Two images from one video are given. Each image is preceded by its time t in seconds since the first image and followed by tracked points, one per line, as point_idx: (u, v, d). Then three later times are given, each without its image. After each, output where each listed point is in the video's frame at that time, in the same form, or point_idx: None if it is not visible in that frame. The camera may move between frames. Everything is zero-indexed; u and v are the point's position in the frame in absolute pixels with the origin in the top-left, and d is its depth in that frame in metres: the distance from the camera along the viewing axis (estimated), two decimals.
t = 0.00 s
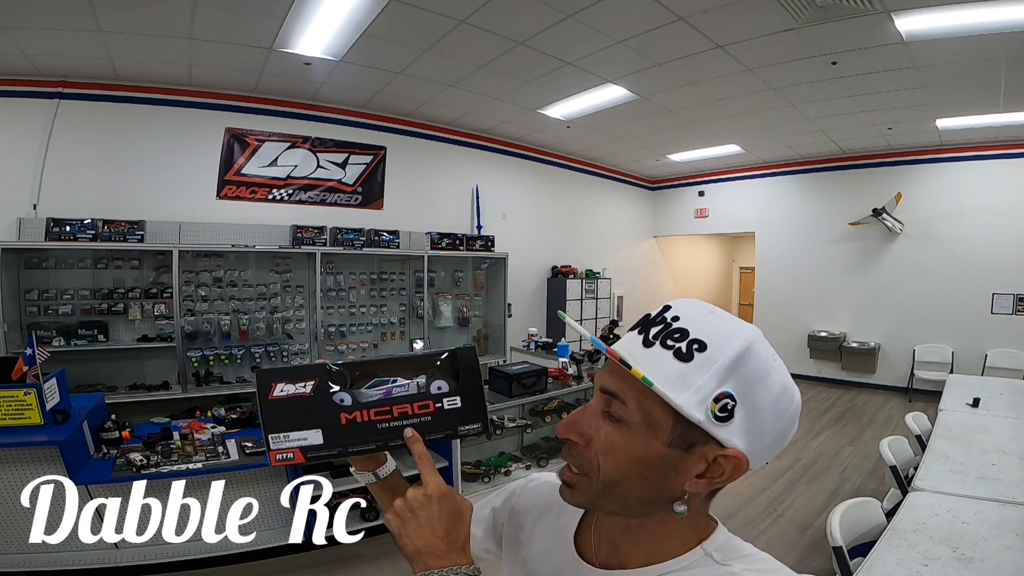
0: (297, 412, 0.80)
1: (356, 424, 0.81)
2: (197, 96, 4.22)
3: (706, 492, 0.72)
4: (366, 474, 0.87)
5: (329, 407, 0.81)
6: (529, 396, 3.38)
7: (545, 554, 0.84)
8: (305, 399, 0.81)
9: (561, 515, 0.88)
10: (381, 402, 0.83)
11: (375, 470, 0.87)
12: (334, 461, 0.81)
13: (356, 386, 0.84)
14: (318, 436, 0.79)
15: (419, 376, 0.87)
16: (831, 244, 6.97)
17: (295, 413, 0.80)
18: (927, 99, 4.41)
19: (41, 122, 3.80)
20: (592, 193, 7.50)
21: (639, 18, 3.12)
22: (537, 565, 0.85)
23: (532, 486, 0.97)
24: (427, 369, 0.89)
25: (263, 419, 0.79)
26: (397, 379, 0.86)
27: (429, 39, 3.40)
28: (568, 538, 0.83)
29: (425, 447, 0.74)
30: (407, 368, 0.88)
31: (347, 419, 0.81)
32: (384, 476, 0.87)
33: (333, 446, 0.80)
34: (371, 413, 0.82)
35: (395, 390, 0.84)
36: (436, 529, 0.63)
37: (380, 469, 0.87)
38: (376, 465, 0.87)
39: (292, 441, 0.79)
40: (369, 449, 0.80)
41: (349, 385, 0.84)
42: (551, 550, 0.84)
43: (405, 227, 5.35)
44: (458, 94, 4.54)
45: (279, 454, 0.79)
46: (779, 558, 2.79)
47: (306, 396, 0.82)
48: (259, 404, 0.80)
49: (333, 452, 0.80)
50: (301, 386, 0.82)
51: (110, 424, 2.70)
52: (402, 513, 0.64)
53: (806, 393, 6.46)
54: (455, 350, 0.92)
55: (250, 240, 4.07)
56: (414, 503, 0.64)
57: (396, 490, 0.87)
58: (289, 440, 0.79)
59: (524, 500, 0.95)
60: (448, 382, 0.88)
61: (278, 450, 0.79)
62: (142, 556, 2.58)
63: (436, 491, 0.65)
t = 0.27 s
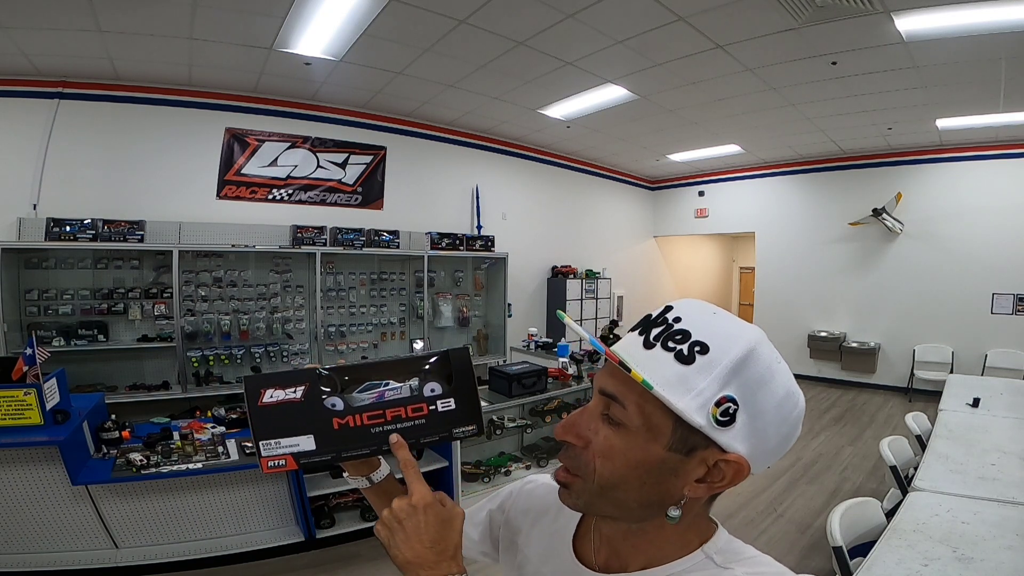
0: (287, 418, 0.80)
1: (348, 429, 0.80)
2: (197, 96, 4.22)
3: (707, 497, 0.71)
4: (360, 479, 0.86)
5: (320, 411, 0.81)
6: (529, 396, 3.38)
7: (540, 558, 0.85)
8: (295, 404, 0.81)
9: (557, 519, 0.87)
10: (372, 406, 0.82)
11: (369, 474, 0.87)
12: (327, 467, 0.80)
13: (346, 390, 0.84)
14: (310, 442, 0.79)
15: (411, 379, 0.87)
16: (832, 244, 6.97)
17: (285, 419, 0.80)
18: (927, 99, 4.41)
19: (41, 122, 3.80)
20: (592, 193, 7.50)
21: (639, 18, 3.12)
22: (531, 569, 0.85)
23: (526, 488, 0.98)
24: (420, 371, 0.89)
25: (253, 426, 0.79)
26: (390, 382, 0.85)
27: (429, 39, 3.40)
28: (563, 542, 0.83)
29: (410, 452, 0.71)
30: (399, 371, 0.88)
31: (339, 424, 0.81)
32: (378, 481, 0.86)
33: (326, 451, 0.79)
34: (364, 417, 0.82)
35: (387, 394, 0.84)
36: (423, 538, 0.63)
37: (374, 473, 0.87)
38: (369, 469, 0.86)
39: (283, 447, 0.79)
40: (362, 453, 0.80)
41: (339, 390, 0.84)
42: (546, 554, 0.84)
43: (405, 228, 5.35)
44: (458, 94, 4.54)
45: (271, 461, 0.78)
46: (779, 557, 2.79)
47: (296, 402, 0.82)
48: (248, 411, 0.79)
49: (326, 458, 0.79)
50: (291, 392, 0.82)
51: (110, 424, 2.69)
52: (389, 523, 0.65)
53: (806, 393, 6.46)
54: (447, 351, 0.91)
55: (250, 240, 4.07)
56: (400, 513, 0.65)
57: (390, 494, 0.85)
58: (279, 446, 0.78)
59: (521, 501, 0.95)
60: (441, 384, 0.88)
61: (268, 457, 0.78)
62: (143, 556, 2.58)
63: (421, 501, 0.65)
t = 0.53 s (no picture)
0: (285, 419, 0.81)
1: (345, 430, 0.80)
2: (197, 96, 4.22)
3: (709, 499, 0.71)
4: (359, 479, 0.86)
5: (318, 412, 0.81)
6: (529, 396, 3.38)
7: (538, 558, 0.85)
8: (293, 405, 0.82)
9: (556, 521, 0.87)
10: (371, 406, 0.82)
11: (367, 474, 0.86)
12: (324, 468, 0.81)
13: (344, 390, 0.84)
14: (306, 443, 0.80)
15: (410, 379, 0.87)
16: (832, 244, 6.97)
17: (282, 420, 0.81)
18: (927, 99, 4.41)
19: (41, 122, 3.80)
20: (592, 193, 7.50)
21: (639, 18, 3.12)
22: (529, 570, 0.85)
23: (525, 489, 0.97)
24: (419, 371, 0.89)
25: (250, 427, 0.80)
26: (389, 382, 0.85)
27: (429, 39, 3.40)
28: (561, 543, 0.84)
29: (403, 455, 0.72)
30: (398, 371, 0.87)
31: (337, 425, 0.81)
32: (376, 481, 0.86)
33: (323, 452, 0.80)
34: (361, 418, 0.81)
35: (386, 394, 0.84)
36: (416, 542, 0.63)
37: (373, 473, 0.86)
38: (368, 469, 0.86)
39: (280, 448, 0.80)
40: (359, 454, 0.80)
41: (337, 390, 0.84)
42: (544, 555, 0.85)
43: (405, 228, 5.35)
44: (458, 94, 4.54)
45: (267, 463, 0.80)
46: (779, 557, 2.79)
47: (293, 402, 0.82)
48: (246, 411, 0.80)
49: (323, 459, 0.80)
50: (288, 393, 0.82)
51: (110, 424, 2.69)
52: (380, 526, 0.64)
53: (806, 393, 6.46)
54: (447, 351, 0.91)
55: (250, 240, 4.07)
56: (391, 516, 0.64)
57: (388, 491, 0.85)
58: (276, 448, 0.80)
59: (519, 503, 0.95)
60: (441, 385, 0.88)
61: (265, 458, 0.80)
62: (143, 556, 2.58)
63: (414, 502, 0.65)
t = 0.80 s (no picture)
0: (284, 423, 0.80)
1: (346, 434, 0.80)
2: (197, 96, 4.22)
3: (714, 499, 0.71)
4: (360, 481, 0.83)
5: (318, 415, 0.81)
6: (529, 396, 3.38)
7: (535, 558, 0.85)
8: (291, 408, 0.81)
9: (553, 523, 0.88)
10: (371, 409, 0.82)
11: (368, 477, 0.83)
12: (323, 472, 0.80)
13: (344, 393, 0.83)
14: (305, 446, 0.79)
15: (412, 382, 0.86)
16: (832, 244, 6.97)
17: (280, 423, 0.80)
18: (927, 99, 4.41)
19: (41, 122, 3.80)
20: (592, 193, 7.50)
21: (639, 18, 3.12)
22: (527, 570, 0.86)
23: (522, 492, 0.98)
24: (421, 373, 0.88)
25: (248, 430, 0.79)
26: (390, 385, 0.84)
27: (429, 39, 3.40)
28: (560, 543, 0.84)
29: (410, 459, 0.71)
30: (399, 373, 0.87)
31: (336, 428, 0.80)
32: (377, 483, 0.83)
33: (322, 456, 0.79)
34: (362, 421, 0.81)
35: (388, 397, 0.83)
36: (419, 550, 0.62)
37: (374, 476, 0.83)
38: (369, 472, 0.83)
39: (279, 452, 0.79)
40: (360, 458, 0.79)
41: (337, 393, 0.83)
42: (542, 555, 0.85)
43: (405, 228, 5.35)
44: (458, 94, 4.54)
45: (265, 467, 0.78)
46: (779, 557, 2.79)
47: (291, 405, 0.82)
48: (244, 414, 0.80)
49: (322, 463, 0.79)
50: (287, 395, 0.82)
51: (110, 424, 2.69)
52: (384, 531, 0.64)
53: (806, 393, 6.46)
54: (448, 354, 0.90)
55: (250, 240, 4.06)
56: (395, 522, 0.63)
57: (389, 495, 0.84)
58: (274, 451, 0.79)
59: (517, 505, 0.95)
60: (444, 387, 0.87)
61: (264, 462, 0.79)
62: (143, 557, 2.59)
63: (419, 509, 0.64)
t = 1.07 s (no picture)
0: (280, 431, 0.80)
1: (344, 442, 0.79)
2: (197, 96, 4.22)
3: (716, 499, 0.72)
4: (357, 485, 0.81)
5: (316, 423, 0.80)
6: (529, 396, 3.38)
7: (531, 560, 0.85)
8: (288, 416, 0.80)
9: (549, 525, 0.88)
10: (370, 416, 0.81)
11: (366, 480, 0.82)
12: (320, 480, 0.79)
13: (343, 401, 0.83)
14: (302, 455, 0.78)
15: (412, 389, 0.86)
16: (832, 244, 6.97)
17: (277, 432, 0.80)
18: (927, 99, 4.41)
19: (41, 122, 3.80)
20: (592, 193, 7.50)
21: (639, 18, 3.12)
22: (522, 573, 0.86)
23: (518, 494, 0.98)
24: (422, 379, 0.88)
25: (243, 438, 0.78)
26: (389, 392, 0.84)
27: (429, 39, 3.40)
28: (558, 545, 0.84)
29: (409, 467, 0.70)
30: (399, 379, 0.87)
31: (334, 437, 0.80)
32: (375, 487, 0.82)
33: (320, 465, 0.79)
34: (361, 429, 0.80)
35: (387, 404, 0.83)
36: (418, 559, 0.62)
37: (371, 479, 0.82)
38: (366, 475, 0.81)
39: (276, 460, 0.78)
40: (358, 467, 0.79)
41: (335, 401, 0.83)
42: (537, 556, 0.85)
43: (405, 228, 5.35)
44: (458, 94, 4.54)
45: (261, 475, 0.78)
46: (779, 557, 2.79)
47: (287, 413, 0.80)
48: (238, 422, 0.78)
49: (320, 471, 0.78)
50: (283, 403, 0.81)
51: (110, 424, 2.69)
52: (383, 541, 0.64)
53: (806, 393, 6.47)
54: (448, 361, 0.90)
55: (250, 240, 4.06)
56: (395, 533, 0.63)
57: (387, 499, 0.82)
58: (271, 460, 0.78)
59: (513, 507, 0.95)
60: (444, 394, 0.87)
61: (260, 470, 0.78)
62: (143, 557, 2.59)
63: (420, 519, 0.64)
